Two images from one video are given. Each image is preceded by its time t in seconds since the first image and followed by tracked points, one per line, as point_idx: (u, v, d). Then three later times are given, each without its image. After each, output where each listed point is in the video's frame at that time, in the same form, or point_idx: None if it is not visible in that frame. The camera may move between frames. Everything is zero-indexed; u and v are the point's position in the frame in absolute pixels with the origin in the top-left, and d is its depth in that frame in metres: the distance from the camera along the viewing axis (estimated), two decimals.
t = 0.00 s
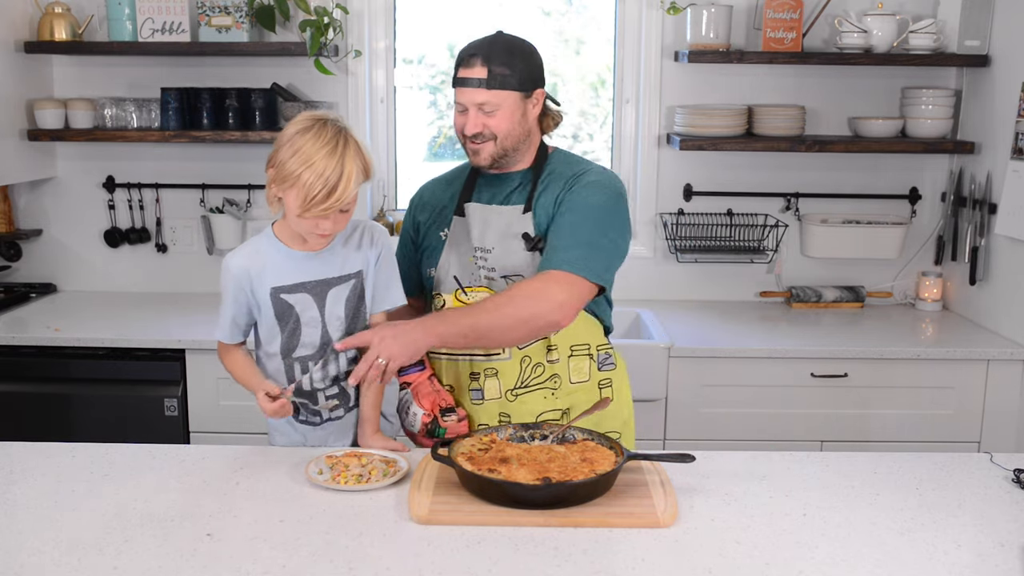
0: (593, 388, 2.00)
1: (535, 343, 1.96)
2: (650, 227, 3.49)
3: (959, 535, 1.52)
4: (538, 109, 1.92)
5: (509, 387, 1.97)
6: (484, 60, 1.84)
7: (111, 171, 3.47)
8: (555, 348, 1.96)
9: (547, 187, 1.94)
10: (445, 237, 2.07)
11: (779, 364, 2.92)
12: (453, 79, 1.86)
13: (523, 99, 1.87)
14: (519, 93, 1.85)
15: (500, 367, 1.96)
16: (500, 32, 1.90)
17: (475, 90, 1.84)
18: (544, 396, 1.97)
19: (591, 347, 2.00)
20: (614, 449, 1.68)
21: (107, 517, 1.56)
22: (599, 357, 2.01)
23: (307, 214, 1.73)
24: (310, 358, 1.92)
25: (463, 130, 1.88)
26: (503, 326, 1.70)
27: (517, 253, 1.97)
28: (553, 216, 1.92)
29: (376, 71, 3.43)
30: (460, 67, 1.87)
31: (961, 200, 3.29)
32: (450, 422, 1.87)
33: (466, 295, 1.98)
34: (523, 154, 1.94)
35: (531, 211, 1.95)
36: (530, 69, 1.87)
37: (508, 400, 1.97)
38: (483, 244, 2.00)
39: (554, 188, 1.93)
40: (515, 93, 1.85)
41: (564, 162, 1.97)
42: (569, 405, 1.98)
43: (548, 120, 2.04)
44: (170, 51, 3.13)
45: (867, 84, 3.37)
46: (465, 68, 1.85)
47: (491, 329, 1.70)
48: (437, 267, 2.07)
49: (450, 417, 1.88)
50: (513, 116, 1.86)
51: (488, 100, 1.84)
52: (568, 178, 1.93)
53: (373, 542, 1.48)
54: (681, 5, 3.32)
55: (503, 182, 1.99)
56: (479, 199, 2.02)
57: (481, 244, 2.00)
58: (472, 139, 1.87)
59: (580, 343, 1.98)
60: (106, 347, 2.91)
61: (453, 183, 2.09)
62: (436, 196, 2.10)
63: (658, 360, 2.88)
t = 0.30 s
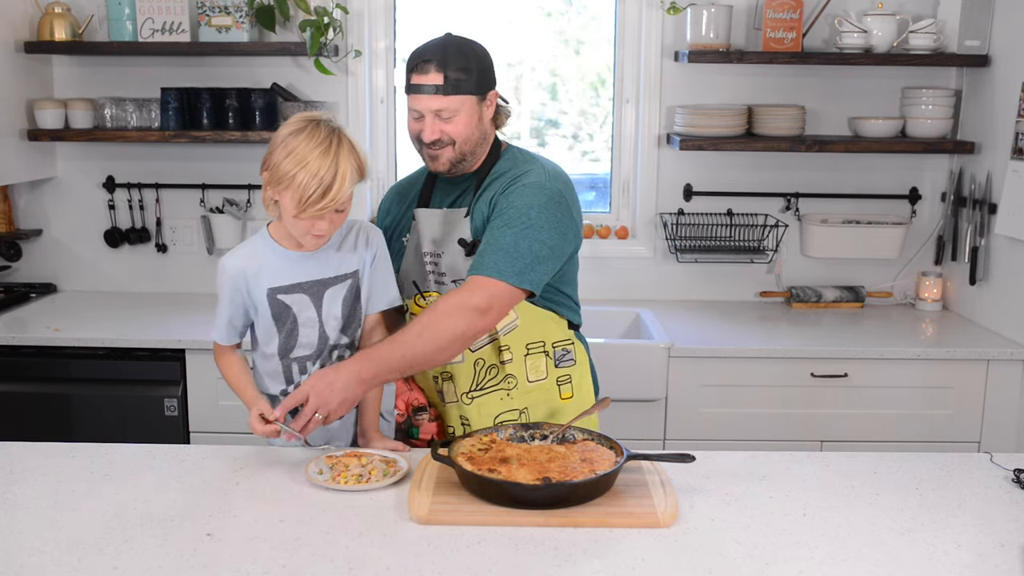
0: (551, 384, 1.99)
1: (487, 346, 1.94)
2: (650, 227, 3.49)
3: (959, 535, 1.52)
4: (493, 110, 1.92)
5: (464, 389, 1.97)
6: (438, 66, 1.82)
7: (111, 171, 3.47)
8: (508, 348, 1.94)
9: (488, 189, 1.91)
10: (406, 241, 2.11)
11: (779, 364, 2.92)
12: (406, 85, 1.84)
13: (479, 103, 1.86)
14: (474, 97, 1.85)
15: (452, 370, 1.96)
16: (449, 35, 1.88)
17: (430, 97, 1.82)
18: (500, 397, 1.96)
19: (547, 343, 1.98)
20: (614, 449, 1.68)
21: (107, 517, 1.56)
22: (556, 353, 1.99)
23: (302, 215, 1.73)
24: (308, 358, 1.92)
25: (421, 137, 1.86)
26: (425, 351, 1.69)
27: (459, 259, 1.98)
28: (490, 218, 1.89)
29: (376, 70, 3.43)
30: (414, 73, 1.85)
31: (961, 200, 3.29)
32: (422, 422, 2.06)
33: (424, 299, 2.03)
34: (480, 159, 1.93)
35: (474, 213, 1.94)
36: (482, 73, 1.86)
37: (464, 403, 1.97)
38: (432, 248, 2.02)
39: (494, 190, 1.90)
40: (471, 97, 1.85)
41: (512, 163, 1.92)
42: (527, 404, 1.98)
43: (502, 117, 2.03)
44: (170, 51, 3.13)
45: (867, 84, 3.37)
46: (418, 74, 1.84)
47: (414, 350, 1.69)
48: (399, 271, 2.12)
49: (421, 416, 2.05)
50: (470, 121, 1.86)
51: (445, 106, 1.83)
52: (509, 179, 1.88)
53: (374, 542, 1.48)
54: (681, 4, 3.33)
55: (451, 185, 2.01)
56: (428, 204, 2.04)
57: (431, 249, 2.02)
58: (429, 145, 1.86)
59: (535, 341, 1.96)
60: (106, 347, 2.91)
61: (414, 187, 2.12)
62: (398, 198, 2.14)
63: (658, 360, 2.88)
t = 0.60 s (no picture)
0: (545, 386, 1.99)
1: (477, 351, 1.95)
2: (650, 227, 3.48)
3: (959, 535, 1.52)
4: (471, 113, 1.91)
5: (457, 395, 1.97)
6: (412, 76, 1.81)
7: (111, 171, 3.47)
8: (500, 353, 1.94)
9: (474, 192, 1.92)
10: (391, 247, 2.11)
11: (778, 363, 2.92)
12: (382, 98, 1.83)
13: (456, 109, 1.85)
14: (452, 102, 1.84)
15: (445, 376, 1.96)
16: (420, 43, 1.87)
17: (408, 108, 1.81)
18: (492, 401, 1.97)
19: (539, 346, 1.97)
20: (614, 449, 1.68)
21: (107, 517, 1.56)
22: (548, 356, 1.98)
23: (280, 207, 1.73)
24: (297, 357, 1.93)
25: (403, 148, 1.85)
26: (416, 351, 1.68)
27: (447, 263, 1.99)
28: (477, 220, 1.89)
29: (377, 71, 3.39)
30: (388, 85, 1.83)
31: (961, 201, 3.29)
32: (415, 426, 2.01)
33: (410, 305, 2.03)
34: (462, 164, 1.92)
35: (461, 216, 1.93)
36: (457, 78, 1.85)
37: (457, 408, 1.98)
38: (418, 254, 2.02)
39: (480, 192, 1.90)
40: (448, 103, 1.83)
41: (494, 165, 1.93)
42: (521, 406, 1.98)
43: (480, 117, 1.99)
44: (170, 51, 3.13)
45: (867, 84, 3.37)
46: (393, 86, 1.82)
47: (403, 348, 1.68)
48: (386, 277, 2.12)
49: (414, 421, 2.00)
50: (450, 128, 1.84)
51: (424, 115, 1.81)
52: (494, 181, 1.88)
53: (373, 542, 1.48)
54: (681, 4, 3.32)
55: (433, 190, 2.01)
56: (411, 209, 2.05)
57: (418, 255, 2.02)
58: (412, 156, 1.84)
59: (527, 344, 1.96)
60: (106, 347, 2.91)
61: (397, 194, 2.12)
62: (381, 203, 2.15)
63: (658, 360, 2.88)
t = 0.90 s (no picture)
0: (536, 383, 1.98)
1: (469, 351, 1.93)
2: (650, 227, 3.48)
3: (959, 535, 1.52)
4: (400, 116, 1.81)
5: (450, 398, 1.95)
6: (329, 95, 1.71)
7: (111, 171, 3.47)
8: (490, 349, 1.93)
9: (449, 191, 1.89)
10: (353, 266, 1.98)
11: (778, 364, 2.92)
12: (307, 124, 1.73)
13: (382, 117, 1.76)
14: (375, 112, 1.74)
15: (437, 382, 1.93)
16: (331, 60, 1.77)
17: (336, 127, 1.72)
18: (486, 399, 1.96)
19: (527, 342, 1.97)
20: (615, 449, 1.68)
21: (107, 517, 1.56)
22: (537, 351, 1.98)
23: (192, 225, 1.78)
24: (205, 356, 1.98)
25: (338, 168, 1.77)
26: (489, 336, 1.71)
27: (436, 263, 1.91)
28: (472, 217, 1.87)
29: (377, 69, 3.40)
30: (308, 110, 1.73)
31: (961, 200, 3.28)
32: (416, 433, 1.88)
33: (388, 318, 1.95)
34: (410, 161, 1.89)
35: (448, 220, 1.89)
36: (376, 84, 1.74)
37: (452, 411, 1.95)
38: (397, 261, 1.92)
39: (460, 189, 1.88)
40: (372, 112, 1.73)
41: (450, 154, 1.92)
42: (515, 405, 1.96)
43: (412, 118, 1.90)
44: (170, 51, 3.13)
45: (867, 84, 3.37)
46: (314, 111, 1.72)
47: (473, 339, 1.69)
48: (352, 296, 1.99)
49: (415, 427, 1.87)
50: (380, 137, 1.76)
51: (349, 132, 1.72)
52: (467, 174, 1.88)
53: (373, 542, 1.48)
54: (681, 4, 3.33)
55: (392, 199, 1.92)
56: (379, 220, 1.93)
57: (397, 262, 1.93)
58: (351, 174, 1.76)
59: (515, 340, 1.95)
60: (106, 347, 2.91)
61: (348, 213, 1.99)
62: (331, 226, 2.00)
63: (658, 361, 2.88)
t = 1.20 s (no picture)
0: (533, 384, 1.98)
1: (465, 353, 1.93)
2: (650, 227, 3.48)
3: (959, 535, 1.52)
4: (394, 118, 1.81)
5: (447, 400, 1.94)
6: (323, 97, 1.71)
7: (111, 171, 3.47)
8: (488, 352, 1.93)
9: (445, 193, 1.89)
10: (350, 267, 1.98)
11: (778, 364, 2.92)
12: (301, 125, 1.74)
13: (376, 118, 1.76)
14: (369, 113, 1.74)
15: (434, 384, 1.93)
16: (326, 61, 1.77)
17: (328, 128, 1.72)
18: (483, 401, 1.96)
19: (525, 343, 1.97)
20: (615, 449, 1.68)
21: (106, 517, 1.56)
22: (535, 352, 1.98)
23: (202, 213, 1.80)
24: (218, 351, 1.98)
25: (332, 169, 1.77)
26: (488, 343, 1.71)
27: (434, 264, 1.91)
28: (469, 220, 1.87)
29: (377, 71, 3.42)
30: (302, 111, 1.74)
31: (961, 200, 3.28)
32: (411, 439, 1.86)
33: (385, 319, 1.93)
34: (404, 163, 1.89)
35: (444, 222, 1.89)
36: (370, 85, 1.74)
37: (449, 414, 1.95)
38: (393, 264, 1.92)
39: (456, 190, 1.88)
40: (366, 113, 1.74)
41: (447, 156, 1.92)
42: (512, 407, 1.96)
43: (407, 121, 1.90)
44: (170, 51, 3.13)
45: (867, 83, 3.37)
46: (307, 112, 1.72)
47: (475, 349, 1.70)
48: (349, 298, 1.99)
49: (409, 432, 1.85)
50: (374, 139, 1.76)
51: (342, 133, 1.72)
52: (463, 177, 1.88)
53: (374, 542, 1.48)
54: (681, 4, 3.33)
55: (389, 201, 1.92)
56: (375, 223, 1.93)
57: (393, 264, 1.93)
58: (345, 175, 1.77)
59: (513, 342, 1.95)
60: (106, 347, 2.91)
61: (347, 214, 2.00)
62: (328, 229, 2.01)
63: (658, 361, 2.88)
